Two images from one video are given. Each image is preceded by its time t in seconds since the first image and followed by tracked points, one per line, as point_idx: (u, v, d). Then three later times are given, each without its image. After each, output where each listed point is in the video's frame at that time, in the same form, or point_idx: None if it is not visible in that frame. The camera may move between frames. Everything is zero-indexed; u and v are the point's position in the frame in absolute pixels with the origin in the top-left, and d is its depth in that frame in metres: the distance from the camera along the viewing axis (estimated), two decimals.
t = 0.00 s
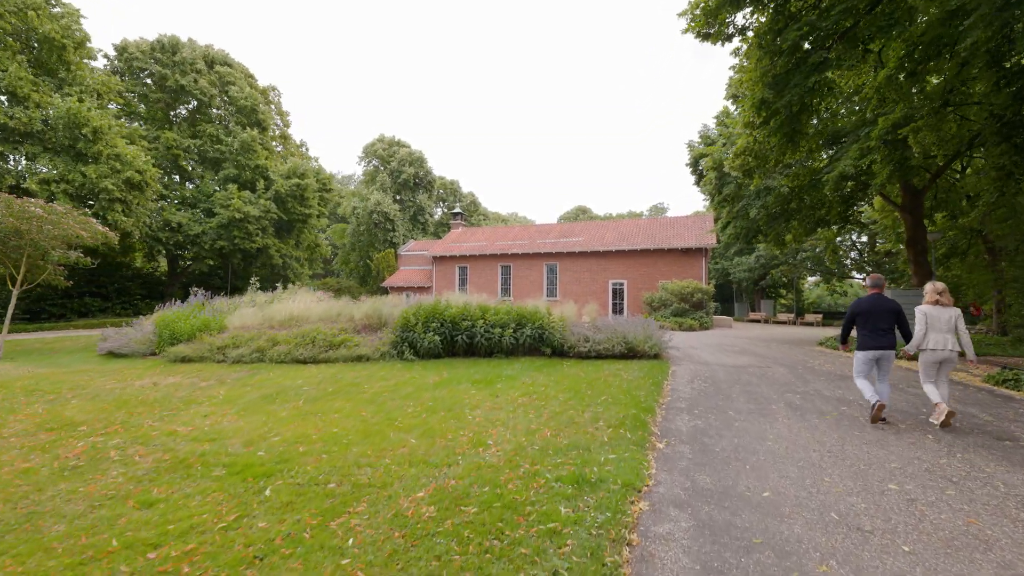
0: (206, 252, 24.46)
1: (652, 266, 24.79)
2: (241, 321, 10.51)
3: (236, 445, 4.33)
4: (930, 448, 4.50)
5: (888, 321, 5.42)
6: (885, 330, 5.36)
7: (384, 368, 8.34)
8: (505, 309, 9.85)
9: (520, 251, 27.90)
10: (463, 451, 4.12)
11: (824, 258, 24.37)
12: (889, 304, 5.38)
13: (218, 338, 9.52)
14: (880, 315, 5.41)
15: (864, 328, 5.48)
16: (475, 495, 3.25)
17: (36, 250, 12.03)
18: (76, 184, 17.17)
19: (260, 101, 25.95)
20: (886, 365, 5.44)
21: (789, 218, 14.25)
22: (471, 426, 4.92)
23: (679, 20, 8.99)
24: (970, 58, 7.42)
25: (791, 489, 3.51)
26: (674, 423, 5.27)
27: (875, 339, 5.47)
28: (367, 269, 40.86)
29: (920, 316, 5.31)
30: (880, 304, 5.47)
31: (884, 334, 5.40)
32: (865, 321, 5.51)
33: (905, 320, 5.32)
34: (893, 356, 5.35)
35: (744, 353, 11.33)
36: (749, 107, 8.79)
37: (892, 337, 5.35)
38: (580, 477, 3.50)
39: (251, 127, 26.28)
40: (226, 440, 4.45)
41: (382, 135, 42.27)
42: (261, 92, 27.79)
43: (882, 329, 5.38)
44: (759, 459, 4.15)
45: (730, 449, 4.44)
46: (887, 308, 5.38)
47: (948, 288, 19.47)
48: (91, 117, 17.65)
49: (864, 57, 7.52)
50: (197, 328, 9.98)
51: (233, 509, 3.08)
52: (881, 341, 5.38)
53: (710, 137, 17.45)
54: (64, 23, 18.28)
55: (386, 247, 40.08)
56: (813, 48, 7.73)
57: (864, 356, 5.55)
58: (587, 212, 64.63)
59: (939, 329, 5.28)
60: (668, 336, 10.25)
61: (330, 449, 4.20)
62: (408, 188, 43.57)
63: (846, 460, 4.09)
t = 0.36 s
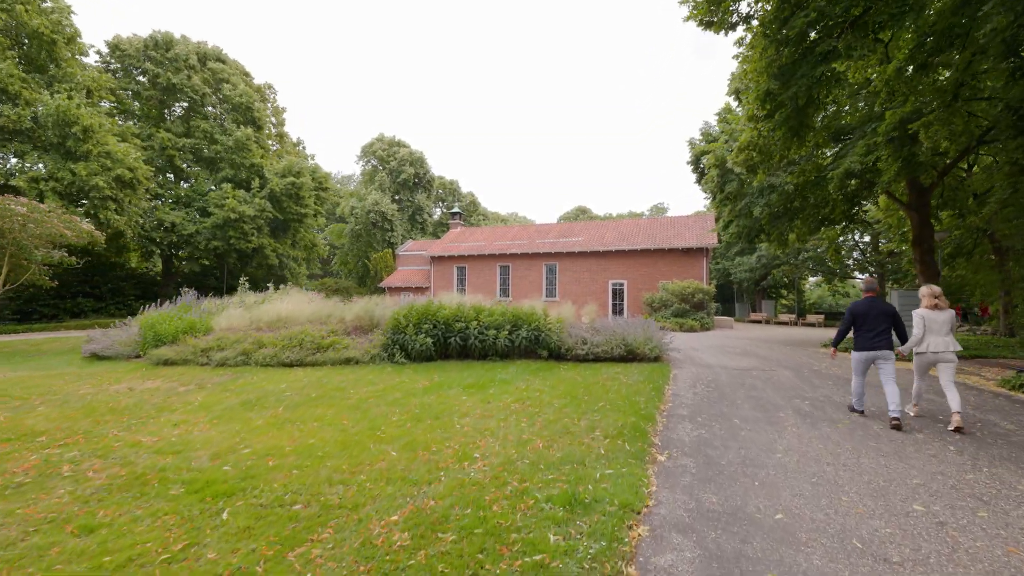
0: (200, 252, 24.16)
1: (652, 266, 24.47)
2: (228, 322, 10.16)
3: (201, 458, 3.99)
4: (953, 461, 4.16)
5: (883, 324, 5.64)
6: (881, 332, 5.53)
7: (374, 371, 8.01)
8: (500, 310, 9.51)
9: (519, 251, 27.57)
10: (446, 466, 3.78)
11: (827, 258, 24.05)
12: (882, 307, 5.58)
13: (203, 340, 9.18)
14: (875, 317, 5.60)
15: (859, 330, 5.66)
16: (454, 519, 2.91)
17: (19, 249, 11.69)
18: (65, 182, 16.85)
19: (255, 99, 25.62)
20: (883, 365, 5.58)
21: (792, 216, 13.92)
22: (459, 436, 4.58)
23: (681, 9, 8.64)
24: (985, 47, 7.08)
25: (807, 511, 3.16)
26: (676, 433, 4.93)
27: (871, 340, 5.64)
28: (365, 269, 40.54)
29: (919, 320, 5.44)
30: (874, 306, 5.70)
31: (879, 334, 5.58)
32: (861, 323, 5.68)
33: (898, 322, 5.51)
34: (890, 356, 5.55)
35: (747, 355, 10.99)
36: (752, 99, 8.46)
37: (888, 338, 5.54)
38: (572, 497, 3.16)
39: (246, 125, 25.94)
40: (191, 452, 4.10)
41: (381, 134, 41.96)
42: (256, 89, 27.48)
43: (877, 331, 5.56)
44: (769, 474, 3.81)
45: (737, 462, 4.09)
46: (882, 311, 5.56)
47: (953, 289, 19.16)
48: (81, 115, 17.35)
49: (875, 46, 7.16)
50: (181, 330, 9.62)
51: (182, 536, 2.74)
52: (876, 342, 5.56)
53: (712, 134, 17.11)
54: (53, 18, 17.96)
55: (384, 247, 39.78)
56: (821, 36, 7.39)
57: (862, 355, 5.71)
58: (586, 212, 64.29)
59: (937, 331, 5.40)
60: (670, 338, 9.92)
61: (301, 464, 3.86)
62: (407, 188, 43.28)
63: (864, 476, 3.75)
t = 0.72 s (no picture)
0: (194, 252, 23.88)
1: (652, 266, 24.17)
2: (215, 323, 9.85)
3: (164, 472, 3.67)
4: (979, 476, 3.83)
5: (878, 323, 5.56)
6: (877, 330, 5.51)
7: (363, 375, 7.70)
8: (495, 311, 9.21)
9: (518, 251, 27.28)
10: (429, 483, 3.46)
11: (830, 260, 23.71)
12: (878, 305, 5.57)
13: (187, 342, 8.87)
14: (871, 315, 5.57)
15: (856, 328, 5.62)
16: (432, 547, 2.60)
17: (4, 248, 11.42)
18: (56, 181, 16.59)
19: (250, 96, 25.32)
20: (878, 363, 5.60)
21: (795, 215, 13.62)
22: (446, 447, 4.28)
23: None
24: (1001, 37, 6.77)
25: (823, 536, 2.85)
26: (678, 442, 4.62)
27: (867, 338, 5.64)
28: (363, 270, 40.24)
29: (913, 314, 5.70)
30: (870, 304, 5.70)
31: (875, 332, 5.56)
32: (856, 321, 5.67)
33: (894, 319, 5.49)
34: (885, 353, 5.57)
35: (750, 358, 10.70)
36: (757, 92, 8.15)
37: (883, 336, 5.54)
38: (564, 520, 2.86)
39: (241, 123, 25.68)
40: (154, 466, 3.79)
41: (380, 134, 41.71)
42: (252, 88, 27.21)
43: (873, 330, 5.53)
44: (780, 491, 3.51)
45: (745, 476, 3.78)
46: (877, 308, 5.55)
47: (959, 289, 18.83)
48: (74, 113, 17.11)
49: (884, 36, 6.86)
50: (166, 331, 9.32)
51: (122, 567, 2.44)
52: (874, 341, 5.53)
53: (713, 132, 16.82)
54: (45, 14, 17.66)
55: (382, 248, 39.49)
56: (828, 26, 7.09)
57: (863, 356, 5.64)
58: (587, 212, 64.02)
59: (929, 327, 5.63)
60: (670, 340, 9.61)
61: (271, 480, 3.53)
62: (406, 188, 43.00)
63: (883, 494, 3.44)
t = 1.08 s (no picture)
0: (189, 252, 23.62)
1: (652, 266, 23.89)
2: (201, 323, 9.57)
3: (123, 485, 3.40)
4: (1004, 488, 3.55)
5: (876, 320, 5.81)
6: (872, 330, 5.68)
7: (352, 377, 7.42)
8: (489, 311, 8.93)
9: (516, 250, 27.02)
10: (408, 498, 3.18)
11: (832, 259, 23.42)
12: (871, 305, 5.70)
13: (172, 343, 8.60)
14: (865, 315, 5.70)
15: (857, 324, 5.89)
16: None
17: None
18: (46, 178, 16.31)
19: (245, 94, 25.05)
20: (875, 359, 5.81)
21: (798, 213, 13.34)
22: (431, 457, 4.00)
23: None
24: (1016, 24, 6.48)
25: (841, 559, 2.57)
26: (680, 450, 4.35)
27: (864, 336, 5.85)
28: (361, 269, 39.96)
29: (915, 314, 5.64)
30: (869, 303, 5.89)
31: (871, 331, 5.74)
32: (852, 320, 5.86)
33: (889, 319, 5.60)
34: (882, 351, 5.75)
35: (752, 359, 10.40)
36: (760, 84, 7.87)
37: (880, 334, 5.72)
38: (553, 543, 2.58)
39: (236, 121, 25.41)
40: (114, 477, 3.51)
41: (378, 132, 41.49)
42: (248, 85, 26.96)
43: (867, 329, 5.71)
44: (790, 506, 3.23)
45: (752, 489, 3.50)
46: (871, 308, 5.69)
47: (963, 288, 18.54)
48: (67, 109, 16.86)
49: (894, 24, 6.57)
50: (150, 332, 9.05)
51: None
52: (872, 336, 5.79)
53: (714, 128, 16.53)
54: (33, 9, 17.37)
55: (380, 247, 39.24)
56: (835, 14, 6.79)
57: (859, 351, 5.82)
58: (586, 212, 63.77)
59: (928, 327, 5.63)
60: (671, 340, 9.33)
61: (236, 494, 3.25)
62: (405, 188, 42.76)
63: (903, 510, 3.15)
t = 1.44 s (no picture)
0: (183, 251, 23.36)
1: (652, 265, 23.63)
2: (187, 324, 9.28)
3: (75, 499, 3.12)
4: None
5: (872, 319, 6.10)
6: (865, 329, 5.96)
7: (340, 379, 7.14)
8: (484, 311, 8.67)
9: (515, 249, 26.74)
10: (384, 515, 2.88)
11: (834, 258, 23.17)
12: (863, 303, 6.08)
13: (155, 344, 8.29)
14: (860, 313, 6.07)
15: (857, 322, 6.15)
16: None
17: None
18: (38, 177, 16.01)
19: (240, 91, 24.80)
20: (871, 358, 6.09)
21: (801, 210, 13.05)
22: (413, 466, 3.71)
23: None
24: None
25: None
26: (682, 459, 4.06)
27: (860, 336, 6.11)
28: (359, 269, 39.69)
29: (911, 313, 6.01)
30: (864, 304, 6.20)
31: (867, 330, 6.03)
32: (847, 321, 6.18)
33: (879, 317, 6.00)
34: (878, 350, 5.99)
35: (755, 360, 10.16)
36: (765, 74, 7.58)
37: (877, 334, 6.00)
38: (542, 570, 2.30)
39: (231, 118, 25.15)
40: (66, 491, 3.22)
41: (375, 131, 41.24)
42: (243, 83, 26.73)
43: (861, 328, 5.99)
44: (803, 523, 2.95)
45: (761, 504, 3.21)
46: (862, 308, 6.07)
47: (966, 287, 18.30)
48: (61, 109, 16.61)
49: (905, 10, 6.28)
50: (133, 332, 8.74)
51: None
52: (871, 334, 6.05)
53: (715, 125, 16.25)
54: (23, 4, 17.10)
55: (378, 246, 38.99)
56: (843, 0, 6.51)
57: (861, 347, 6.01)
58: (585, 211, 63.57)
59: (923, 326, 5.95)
60: (671, 341, 9.05)
61: (195, 510, 2.96)
62: (403, 187, 42.54)
63: (929, 529, 2.87)
